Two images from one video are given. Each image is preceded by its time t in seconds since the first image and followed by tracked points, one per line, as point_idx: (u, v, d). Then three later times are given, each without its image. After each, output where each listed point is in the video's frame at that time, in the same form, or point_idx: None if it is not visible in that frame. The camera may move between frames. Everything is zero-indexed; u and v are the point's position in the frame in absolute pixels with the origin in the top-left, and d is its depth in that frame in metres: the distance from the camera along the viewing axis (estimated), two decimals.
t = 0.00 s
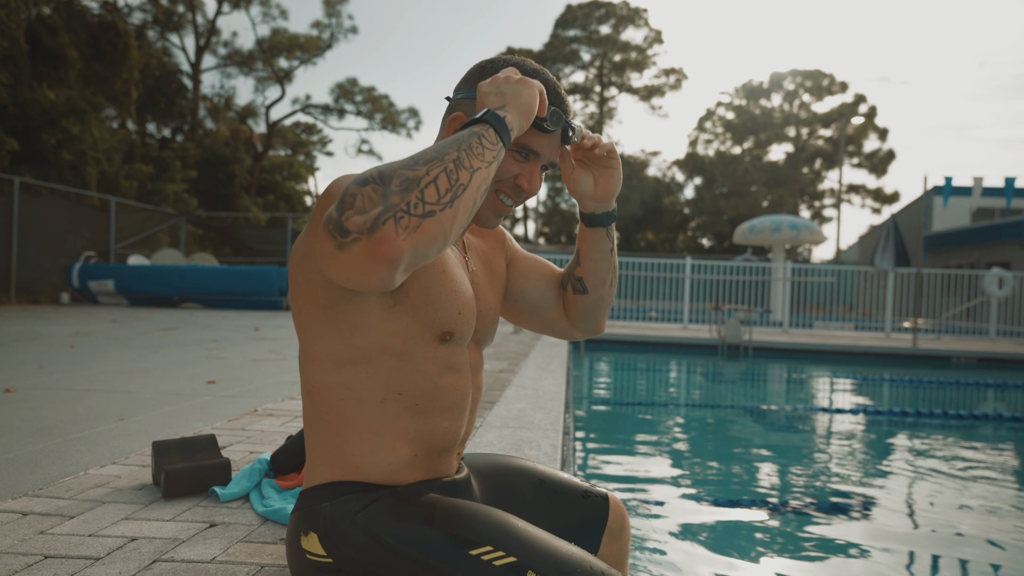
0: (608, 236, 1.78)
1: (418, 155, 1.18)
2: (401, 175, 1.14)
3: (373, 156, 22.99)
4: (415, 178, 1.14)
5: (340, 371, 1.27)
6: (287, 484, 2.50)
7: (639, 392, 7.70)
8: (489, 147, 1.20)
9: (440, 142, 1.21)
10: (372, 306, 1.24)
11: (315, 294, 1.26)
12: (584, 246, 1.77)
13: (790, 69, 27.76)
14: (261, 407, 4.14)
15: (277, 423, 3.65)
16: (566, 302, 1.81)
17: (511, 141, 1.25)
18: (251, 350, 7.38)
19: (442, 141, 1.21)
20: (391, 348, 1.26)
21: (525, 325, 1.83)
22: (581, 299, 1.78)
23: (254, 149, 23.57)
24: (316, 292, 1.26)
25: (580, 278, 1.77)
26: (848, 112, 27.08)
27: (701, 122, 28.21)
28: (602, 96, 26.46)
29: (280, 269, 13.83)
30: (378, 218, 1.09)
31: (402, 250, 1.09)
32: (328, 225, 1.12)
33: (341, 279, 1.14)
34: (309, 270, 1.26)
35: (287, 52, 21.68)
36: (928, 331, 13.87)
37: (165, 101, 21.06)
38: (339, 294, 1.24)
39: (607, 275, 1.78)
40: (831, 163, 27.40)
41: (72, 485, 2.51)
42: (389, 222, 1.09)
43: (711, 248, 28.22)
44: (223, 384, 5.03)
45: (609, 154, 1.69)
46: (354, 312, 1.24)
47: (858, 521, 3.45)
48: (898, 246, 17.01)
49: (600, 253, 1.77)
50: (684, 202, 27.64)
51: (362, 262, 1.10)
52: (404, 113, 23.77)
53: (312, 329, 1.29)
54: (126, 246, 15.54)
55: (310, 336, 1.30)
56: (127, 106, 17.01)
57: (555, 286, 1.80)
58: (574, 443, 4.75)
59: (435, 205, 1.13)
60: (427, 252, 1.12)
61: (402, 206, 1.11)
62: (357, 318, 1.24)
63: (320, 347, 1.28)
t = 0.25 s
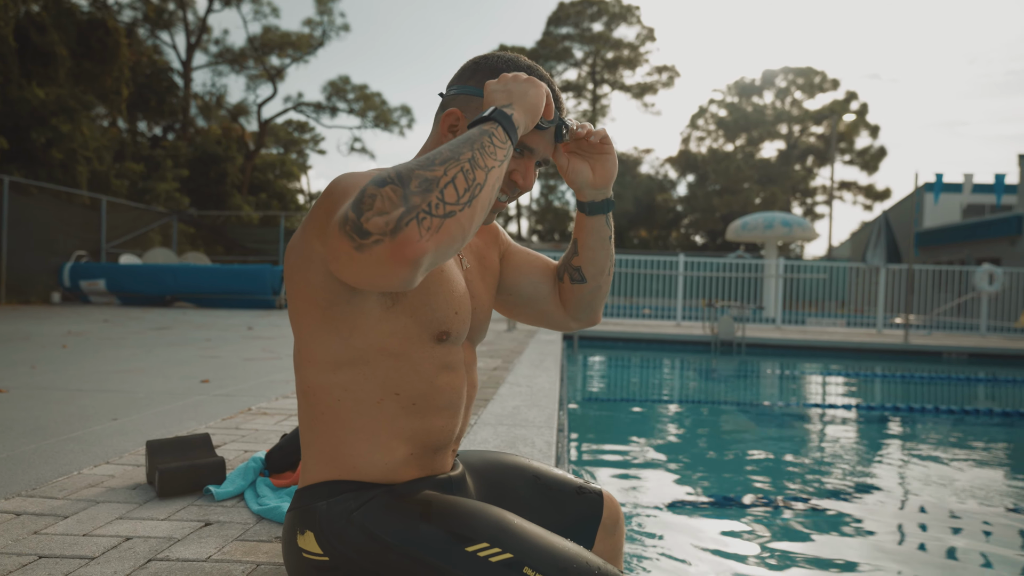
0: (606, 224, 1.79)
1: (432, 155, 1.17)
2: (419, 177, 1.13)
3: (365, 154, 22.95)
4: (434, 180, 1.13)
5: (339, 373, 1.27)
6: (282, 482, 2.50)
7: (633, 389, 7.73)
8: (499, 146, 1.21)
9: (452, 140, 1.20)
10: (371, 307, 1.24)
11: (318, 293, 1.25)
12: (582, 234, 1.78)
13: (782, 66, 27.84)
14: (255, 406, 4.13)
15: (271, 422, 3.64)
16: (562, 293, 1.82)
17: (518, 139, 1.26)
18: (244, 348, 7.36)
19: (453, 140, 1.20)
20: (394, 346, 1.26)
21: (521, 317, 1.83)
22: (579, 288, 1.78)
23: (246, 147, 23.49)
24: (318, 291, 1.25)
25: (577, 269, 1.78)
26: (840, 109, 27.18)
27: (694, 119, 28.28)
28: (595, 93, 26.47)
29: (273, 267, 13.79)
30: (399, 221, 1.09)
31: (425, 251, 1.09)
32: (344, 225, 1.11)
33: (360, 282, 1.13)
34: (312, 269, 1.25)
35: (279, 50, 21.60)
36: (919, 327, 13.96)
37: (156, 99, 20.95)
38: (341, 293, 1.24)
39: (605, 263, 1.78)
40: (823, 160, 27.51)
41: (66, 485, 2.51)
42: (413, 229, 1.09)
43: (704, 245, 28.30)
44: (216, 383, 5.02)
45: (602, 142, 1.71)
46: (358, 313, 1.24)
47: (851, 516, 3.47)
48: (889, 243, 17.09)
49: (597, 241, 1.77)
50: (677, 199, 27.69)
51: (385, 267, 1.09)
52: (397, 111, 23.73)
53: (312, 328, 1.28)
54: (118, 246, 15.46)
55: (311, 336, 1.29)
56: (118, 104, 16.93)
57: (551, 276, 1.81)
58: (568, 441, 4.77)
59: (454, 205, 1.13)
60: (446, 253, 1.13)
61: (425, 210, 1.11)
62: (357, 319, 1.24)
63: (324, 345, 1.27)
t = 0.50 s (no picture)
0: (602, 227, 1.79)
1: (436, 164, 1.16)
2: (423, 191, 1.13)
3: (360, 154, 22.93)
4: (440, 194, 1.13)
5: (338, 377, 1.27)
6: (277, 482, 2.50)
7: (628, 388, 7.74)
8: (501, 155, 1.21)
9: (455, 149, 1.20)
10: (370, 313, 1.24)
11: (319, 299, 1.26)
12: (578, 236, 1.78)
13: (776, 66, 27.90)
14: (250, 406, 4.12)
15: (267, 422, 3.63)
16: (556, 295, 1.82)
17: (519, 144, 1.27)
18: (239, 348, 7.34)
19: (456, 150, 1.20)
20: (394, 352, 1.26)
21: (515, 317, 1.83)
22: (573, 291, 1.78)
23: (240, 146, 23.42)
24: (319, 298, 1.25)
25: (573, 271, 1.77)
26: (834, 109, 27.28)
27: (688, 118, 28.32)
28: (590, 93, 26.49)
29: (268, 267, 13.76)
30: (406, 238, 1.09)
31: (431, 268, 1.10)
32: (348, 239, 1.11)
33: (365, 296, 1.14)
34: (312, 275, 1.25)
35: (274, 49, 21.55)
36: (913, 326, 14.02)
37: (150, 98, 20.87)
38: (340, 297, 1.24)
39: (600, 266, 1.78)
40: (817, 160, 27.59)
41: (60, 485, 2.50)
42: (420, 248, 1.09)
43: (699, 245, 28.34)
44: (211, 383, 5.00)
45: (600, 146, 1.71)
46: (358, 321, 1.24)
47: (846, 515, 3.48)
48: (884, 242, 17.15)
49: (593, 244, 1.77)
50: (672, 199, 27.70)
51: (392, 285, 1.10)
52: (392, 110, 23.71)
53: (312, 332, 1.28)
54: (112, 245, 15.39)
55: (311, 340, 1.29)
56: (112, 103, 16.87)
57: (545, 278, 1.81)
58: (564, 440, 4.77)
59: (459, 219, 1.14)
60: (451, 267, 1.14)
61: (432, 227, 1.11)
62: (356, 323, 1.24)
63: (323, 350, 1.28)
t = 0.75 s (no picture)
0: (599, 229, 1.79)
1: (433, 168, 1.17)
2: (420, 196, 1.13)
3: (358, 154, 22.96)
4: (437, 199, 1.14)
5: (335, 379, 1.28)
6: (274, 482, 2.50)
7: (624, 389, 7.75)
8: (498, 159, 1.23)
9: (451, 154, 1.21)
10: (368, 315, 1.25)
11: (315, 301, 1.26)
12: (575, 239, 1.78)
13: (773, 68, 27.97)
14: (247, 406, 4.12)
15: (263, 422, 3.63)
16: (555, 296, 1.83)
17: (516, 148, 1.28)
18: (236, 348, 7.33)
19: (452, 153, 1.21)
20: (391, 355, 1.26)
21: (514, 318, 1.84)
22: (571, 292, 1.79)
23: (237, 146, 23.40)
24: (316, 300, 1.26)
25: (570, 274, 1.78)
26: (830, 111, 27.35)
27: (685, 120, 28.37)
28: (587, 94, 26.53)
29: (264, 267, 13.74)
30: (403, 241, 1.09)
31: (427, 272, 1.10)
32: (344, 243, 1.11)
33: (361, 299, 1.14)
34: (310, 276, 1.26)
35: (271, 49, 21.52)
36: (909, 328, 14.06)
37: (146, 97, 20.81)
38: (338, 299, 1.24)
39: (598, 267, 1.79)
40: (813, 161, 27.67)
41: (57, 485, 2.50)
42: (416, 253, 1.09)
43: (696, 246, 28.36)
44: (208, 383, 5.00)
45: (595, 148, 1.70)
46: (355, 324, 1.25)
47: (841, 517, 3.48)
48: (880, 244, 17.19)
49: (591, 245, 1.78)
50: (669, 200, 27.72)
51: (387, 290, 1.10)
52: (389, 110, 23.70)
53: (309, 333, 1.29)
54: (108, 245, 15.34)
55: (308, 342, 1.29)
56: (108, 102, 16.82)
57: (544, 279, 1.81)
58: (561, 441, 4.78)
59: (455, 223, 1.14)
60: (448, 271, 1.14)
61: (428, 233, 1.11)
62: (353, 325, 1.25)
63: (320, 351, 1.28)
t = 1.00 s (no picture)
0: (593, 233, 1.80)
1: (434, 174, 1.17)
2: (420, 201, 1.13)
3: (353, 155, 22.95)
4: (437, 206, 1.14)
5: (330, 383, 1.28)
6: (271, 484, 2.49)
7: (620, 390, 7.76)
8: (499, 167, 1.23)
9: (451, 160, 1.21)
10: (365, 318, 1.25)
11: (313, 303, 1.26)
12: (568, 242, 1.79)
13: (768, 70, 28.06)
14: (243, 407, 4.12)
15: (260, 424, 3.63)
16: (549, 298, 1.83)
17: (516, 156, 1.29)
18: (231, 349, 7.31)
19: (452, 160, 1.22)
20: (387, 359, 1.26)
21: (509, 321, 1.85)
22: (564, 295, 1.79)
23: (233, 147, 23.37)
24: (314, 302, 1.26)
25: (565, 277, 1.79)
26: (825, 113, 27.45)
27: (681, 121, 28.41)
28: (583, 95, 26.57)
29: (260, 268, 13.72)
30: (404, 247, 1.09)
31: (427, 278, 1.11)
32: (344, 246, 1.11)
33: (359, 302, 1.14)
34: (308, 277, 1.26)
35: (267, 50, 21.50)
36: (904, 329, 14.11)
37: (142, 98, 20.75)
38: (335, 302, 1.24)
39: (592, 270, 1.80)
40: (808, 163, 27.77)
41: (52, 487, 2.49)
42: (416, 260, 1.10)
43: (691, 247, 28.39)
44: (203, 385, 4.98)
45: (589, 154, 1.71)
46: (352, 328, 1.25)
47: (837, 517, 3.49)
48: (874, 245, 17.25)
49: (584, 249, 1.79)
50: (664, 201, 27.78)
51: (386, 295, 1.11)
52: (385, 111, 23.70)
53: (305, 334, 1.28)
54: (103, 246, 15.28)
55: (304, 343, 1.29)
56: (102, 103, 16.78)
57: (540, 282, 1.82)
58: (557, 442, 4.78)
59: (455, 232, 1.15)
60: (446, 278, 1.14)
61: (430, 240, 1.11)
62: (349, 328, 1.25)
63: (315, 353, 1.28)
